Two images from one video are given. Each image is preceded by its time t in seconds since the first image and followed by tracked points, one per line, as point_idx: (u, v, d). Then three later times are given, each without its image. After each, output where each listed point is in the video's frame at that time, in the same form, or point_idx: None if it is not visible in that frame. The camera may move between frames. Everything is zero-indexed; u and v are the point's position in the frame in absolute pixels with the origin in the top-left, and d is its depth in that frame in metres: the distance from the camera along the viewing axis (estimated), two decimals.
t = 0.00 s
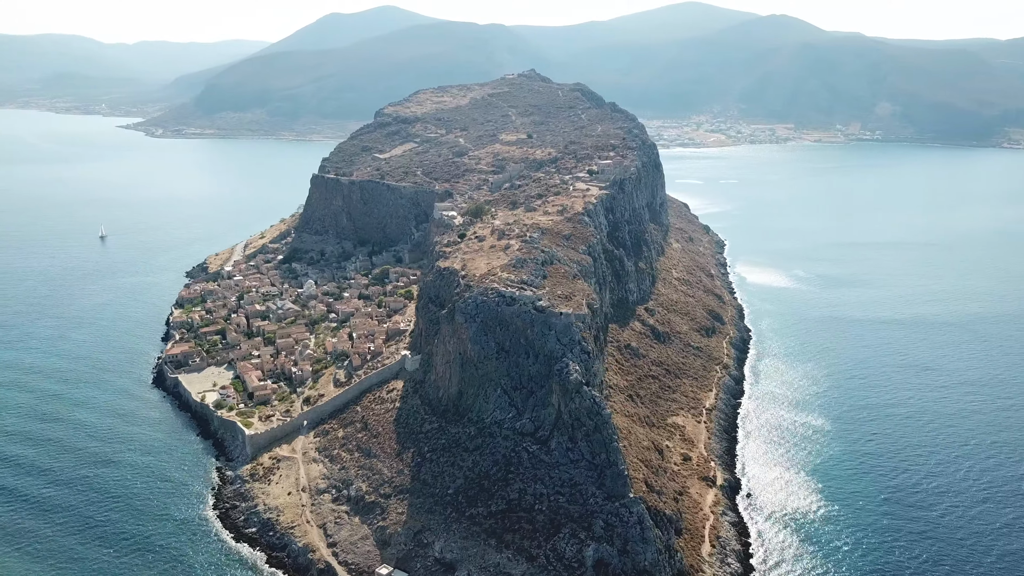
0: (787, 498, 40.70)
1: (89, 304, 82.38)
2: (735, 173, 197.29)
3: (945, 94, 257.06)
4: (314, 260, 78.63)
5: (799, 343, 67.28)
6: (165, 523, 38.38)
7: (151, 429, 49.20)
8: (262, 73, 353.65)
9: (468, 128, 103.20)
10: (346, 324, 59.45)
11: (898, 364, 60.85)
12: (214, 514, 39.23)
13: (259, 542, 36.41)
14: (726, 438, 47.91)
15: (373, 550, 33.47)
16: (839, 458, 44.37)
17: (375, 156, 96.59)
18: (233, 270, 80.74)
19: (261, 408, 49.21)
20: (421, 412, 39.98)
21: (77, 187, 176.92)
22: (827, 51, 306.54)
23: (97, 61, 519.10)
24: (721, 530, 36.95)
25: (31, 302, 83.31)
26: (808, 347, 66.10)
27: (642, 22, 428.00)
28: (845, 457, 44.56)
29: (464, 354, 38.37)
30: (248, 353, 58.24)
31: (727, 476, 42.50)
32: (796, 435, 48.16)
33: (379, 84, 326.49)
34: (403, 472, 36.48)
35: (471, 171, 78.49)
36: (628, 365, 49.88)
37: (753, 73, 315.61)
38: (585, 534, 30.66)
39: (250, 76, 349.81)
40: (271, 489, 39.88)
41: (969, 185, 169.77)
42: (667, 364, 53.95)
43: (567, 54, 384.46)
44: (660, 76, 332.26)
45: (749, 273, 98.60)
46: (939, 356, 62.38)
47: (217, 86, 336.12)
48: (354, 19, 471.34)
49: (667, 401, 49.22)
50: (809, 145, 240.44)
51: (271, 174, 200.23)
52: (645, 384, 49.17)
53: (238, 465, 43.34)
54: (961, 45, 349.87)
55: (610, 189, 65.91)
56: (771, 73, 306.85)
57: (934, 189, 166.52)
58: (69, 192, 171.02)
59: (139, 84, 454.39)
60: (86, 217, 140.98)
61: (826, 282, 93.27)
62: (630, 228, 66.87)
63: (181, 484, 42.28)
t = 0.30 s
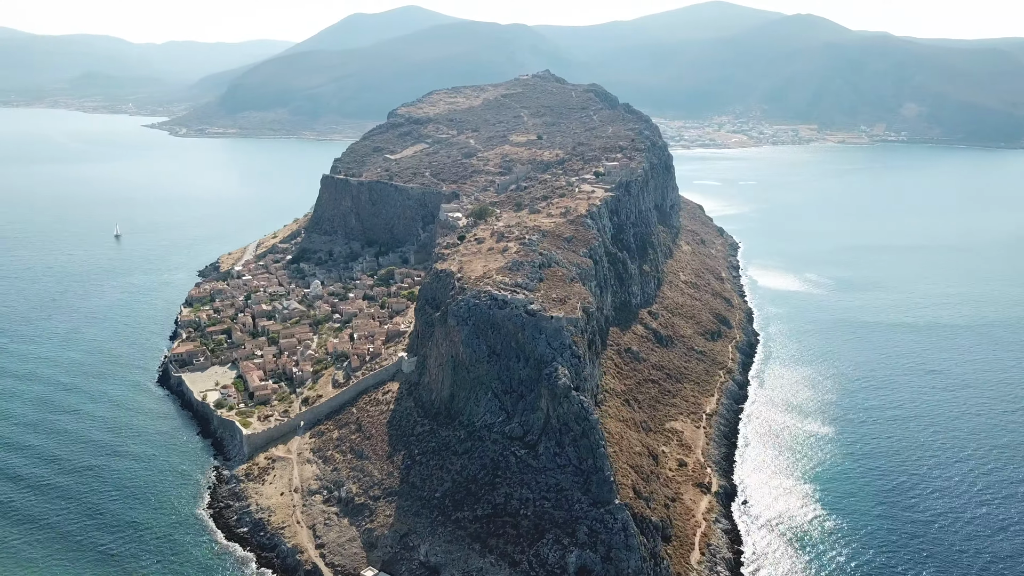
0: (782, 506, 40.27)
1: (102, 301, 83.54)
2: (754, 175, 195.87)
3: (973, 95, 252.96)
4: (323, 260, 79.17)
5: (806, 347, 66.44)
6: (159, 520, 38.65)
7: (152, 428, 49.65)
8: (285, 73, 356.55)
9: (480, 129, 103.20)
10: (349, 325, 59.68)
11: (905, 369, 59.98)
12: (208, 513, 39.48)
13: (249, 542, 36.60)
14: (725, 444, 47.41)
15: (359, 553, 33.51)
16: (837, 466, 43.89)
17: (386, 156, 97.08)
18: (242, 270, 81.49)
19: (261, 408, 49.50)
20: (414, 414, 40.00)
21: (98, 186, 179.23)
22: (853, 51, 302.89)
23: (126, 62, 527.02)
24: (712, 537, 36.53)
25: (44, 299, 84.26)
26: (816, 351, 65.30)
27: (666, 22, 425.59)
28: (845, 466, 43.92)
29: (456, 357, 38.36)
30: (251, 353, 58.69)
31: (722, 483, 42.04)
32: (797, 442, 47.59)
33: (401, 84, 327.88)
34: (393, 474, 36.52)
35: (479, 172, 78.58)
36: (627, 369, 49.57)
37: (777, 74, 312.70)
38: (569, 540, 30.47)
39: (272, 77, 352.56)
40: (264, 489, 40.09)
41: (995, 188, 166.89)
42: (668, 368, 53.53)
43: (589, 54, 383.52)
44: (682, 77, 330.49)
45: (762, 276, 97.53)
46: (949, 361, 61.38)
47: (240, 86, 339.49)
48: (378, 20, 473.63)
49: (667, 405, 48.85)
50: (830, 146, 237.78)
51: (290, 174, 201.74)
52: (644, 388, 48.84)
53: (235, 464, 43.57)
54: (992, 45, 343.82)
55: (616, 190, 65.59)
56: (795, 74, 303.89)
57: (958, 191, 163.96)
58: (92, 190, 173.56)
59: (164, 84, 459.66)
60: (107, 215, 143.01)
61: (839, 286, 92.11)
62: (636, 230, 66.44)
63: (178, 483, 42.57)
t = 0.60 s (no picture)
0: (778, 514, 39.79)
1: (116, 299, 84.65)
2: (776, 176, 193.91)
3: (1005, 95, 248.18)
4: (332, 260, 79.62)
5: (816, 351, 65.54)
6: (154, 517, 39.00)
7: (154, 425, 50.13)
8: (308, 73, 359.14)
9: (493, 130, 103.06)
10: (353, 325, 59.92)
11: (915, 374, 58.96)
12: (203, 510, 39.81)
13: (241, 540, 36.83)
14: (725, 449, 46.86)
15: (346, 554, 33.55)
16: (837, 474, 43.29)
17: (398, 157, 97.42)
18: (253, 269, 82.15)
19: (261, 406, 49.84)
20: (407, 415, 39.99)
21: (121, 184, 181.80)
22: (880, 49, 298.33)
23: (155, 62, 534.07)
24: (703, 545, 36.12)
25: (59, 297, 85.41)
26: (825, 355, 64.45)
27: (692, 21, 422.23)
28: (847, 475, 43.19)
29: (449, 359, 38.30)
30: (256, 352, 59.13)
31: (719, 488, 41.56)
32: (798, 448, 46.97)
33: (423, 84, 328.95)
34: (383, 475, 36.53)
35: (488, 173, 78.54)
36: (627, 372, 49.22)
37: (802, 73, 309.17)
38: (552, 545, 30.28)
39: (295, 76, 355.23)
40: (259, 488, 40.32)
41: None
42: (670, 372, 53.08)
43: (612, 53, 381.96)
44: (705, 77, 328.20)
45: (776, 279, 96.33)
46: (961, 367, 60.28)
47: (264, 86, 342.68)
48: (402, 20, 475.38)
49: (667, 410, 48.45)
50: (854, 147, 234.72)
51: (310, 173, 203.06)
52: (644, 392, 48.49)
53: (232, 463, 43.88)
54: None
55: (622, 192, 65.16)
56: (820, 74, 300.26)
57: (986, 194, 160.92)
58: (115, 188, 176.06)
59: (191, 83, 465.03)
60: (128, 213, 144.90)
61: (855, 289, 90.84)
62: (642, 232, 65.92)
63: (174, 481, 42.86)
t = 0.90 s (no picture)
0: (767, 513, 39.64)
1: (124, 291, 85.55)
2: (791, 170, 192.22)
3: None
4: (335, 253, 79.94)
5: (819, 348, 64.80)
6: (143, 509, 39.27)
7: (151, 417, 50.54)
8: (325, 66, 360.28)
9: (499, 123, 102.82)
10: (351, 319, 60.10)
11: (918, 372, 58.19)
12: (194, 502, 40.17)
13: (228, 532, 37.12)
14: (719, 447, 46.50)
15: (329, 547, 33.69)
16: (830, 472, 43.04)
17: (404, 150, 97.41)
18: (257, 262, 82.62)
19: (257, 399, 50.15)
20: (396, 410, 40.02)
21: (137, 175, 183.42)
22: (902, 41, 294.12)
23: (176, 54, 538.58)
24: (689, 543, 35.90)
25: (68, 289, 86.37)
26: (828, 352, 63.76)
27: (711, 12, 418.31)
28: (840, 474, 42.80)
29: (437, 355, 38.31)
30: (255, 344, 59.50)
31: (709, 487, 41.28)
32: (794, 447, 46.63)
33: (440, 77, 328.89)
34: (369, 470, 36.61)
35: (491, 167, 78.39)
36: (621, 369, 49.01)
37: (822, 66, 305.73)
38: (531, 543, 30.21)
39: (311, 69, 356.37)
40: (248, 481, 40.61)
41: None
42: (666, 368, 52.77)
43: (630, 45, 379.71)
44: (723, 71, 325.72)
45: (783, 275, 95.42)
46: (965, 365, 59.42)
47: (280, 79, 344.38)
48: (420, 12, 475.33)
49: (661, 407, 48.20)
50: (873, 141, 232.08)
51: (323, 165, 203.85)
52: (637, 389, 48.28)
53: (225, 455, 44.20)
54: None
55: (623, 187, 64.74)
56: (840, 67, 296.79)
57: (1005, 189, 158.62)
58: (130, 180, 177.78)
59: (210, 75, 468.13)
60: (142, 205, 146.32)
61: (864, 285, 89.86)
62: (643, 228, 65.49)
63: (167, 473, 43.21)
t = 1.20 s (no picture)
0: (760, 504, 39.45)
1: (138, 273, 86.56)
2: (814, 156, 189.38)
3: None
4: (344, 238, 80.26)
5: (827, 338, 64.07)
6: (140, 489, 39.63)
7: (153, 399, 51.05)
8: (347, 50, 360.36)
9: (512, 108, 102.28)
10: (355, 304, 60.36)
11: (927, 363, 57.34)
12: (190, 483, 40.60)
13: (222, 515, 37.55)
14: (717, 438, 46.15)
15: (318, 531, 33.97)
16: (826, 465, 42.69)
17: (416, 135, 97.31)
18: (268, 246, 83.16)
19: (259, 383, 50.58)
20: (390, 396, 40.14)
21: (159, 158, 185.26)
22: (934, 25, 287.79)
23: (202, 38, 541.20)
24: (678, 534, 35.78)
25: (84, 270, 87.52)
26: (836, 341, 62.98)
27: None
28: (839, 467, 42.36)
29: (430, 342, 38.32)
30: (260, 329, 59.98)
31: (703, 477, 41.01)
32: (793, 438, 46.20)
33: (462, 61, 327.42)
34: (360, 455, 36.80)
35: (500, 152, 78.07)
36: (620, 357, 48.76)
37: (851, 50, 300.15)
38: (514, 531, 30.24)
39: (333, 53, 356.69)
40: (244, 464, 41.02)
41: None
42: (667, 357, 52.41)
43: (654, 28, 375.05)
44: (749, 55, 320.87)
45: (798, 263, 94.10)
46: (976, 357, 58.46)
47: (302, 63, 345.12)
48: None
49: (659, 396, 47.94)
50: (901, 127, 227.86)
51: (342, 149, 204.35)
52: (636, 377, 48.01)
53: (224, 438, 44.67)
54: None
55: (630, 174, 64.03)
56: (870, 51, 291.14)
57: None
58: (152, 163, 179.39)
59: (235, 58, 469.89)
60: (162, 188, 147.76)
61: (880, 274, 88.56)
62: (650, 215, 64.86)
63: (164, 454, 43.52)
